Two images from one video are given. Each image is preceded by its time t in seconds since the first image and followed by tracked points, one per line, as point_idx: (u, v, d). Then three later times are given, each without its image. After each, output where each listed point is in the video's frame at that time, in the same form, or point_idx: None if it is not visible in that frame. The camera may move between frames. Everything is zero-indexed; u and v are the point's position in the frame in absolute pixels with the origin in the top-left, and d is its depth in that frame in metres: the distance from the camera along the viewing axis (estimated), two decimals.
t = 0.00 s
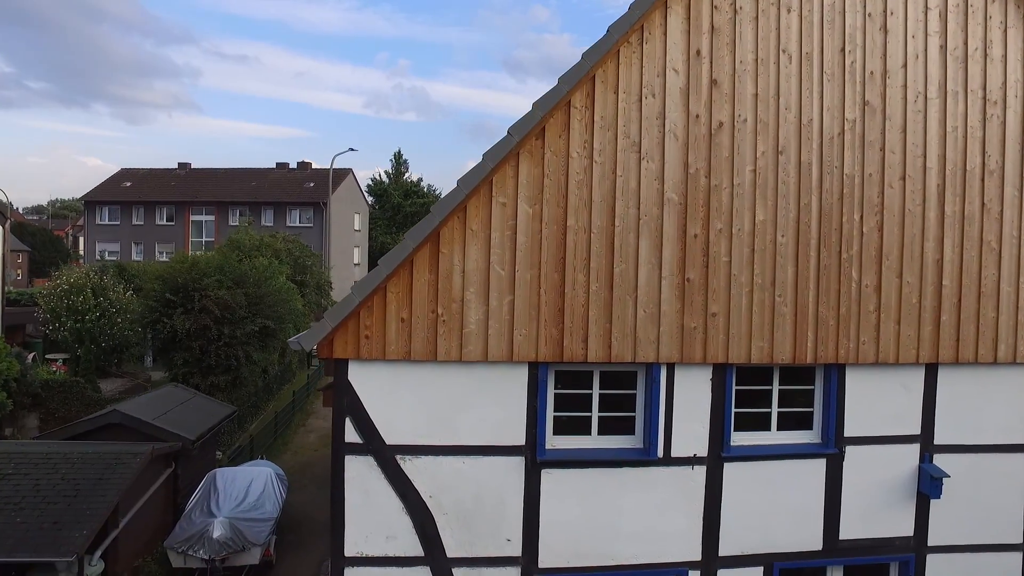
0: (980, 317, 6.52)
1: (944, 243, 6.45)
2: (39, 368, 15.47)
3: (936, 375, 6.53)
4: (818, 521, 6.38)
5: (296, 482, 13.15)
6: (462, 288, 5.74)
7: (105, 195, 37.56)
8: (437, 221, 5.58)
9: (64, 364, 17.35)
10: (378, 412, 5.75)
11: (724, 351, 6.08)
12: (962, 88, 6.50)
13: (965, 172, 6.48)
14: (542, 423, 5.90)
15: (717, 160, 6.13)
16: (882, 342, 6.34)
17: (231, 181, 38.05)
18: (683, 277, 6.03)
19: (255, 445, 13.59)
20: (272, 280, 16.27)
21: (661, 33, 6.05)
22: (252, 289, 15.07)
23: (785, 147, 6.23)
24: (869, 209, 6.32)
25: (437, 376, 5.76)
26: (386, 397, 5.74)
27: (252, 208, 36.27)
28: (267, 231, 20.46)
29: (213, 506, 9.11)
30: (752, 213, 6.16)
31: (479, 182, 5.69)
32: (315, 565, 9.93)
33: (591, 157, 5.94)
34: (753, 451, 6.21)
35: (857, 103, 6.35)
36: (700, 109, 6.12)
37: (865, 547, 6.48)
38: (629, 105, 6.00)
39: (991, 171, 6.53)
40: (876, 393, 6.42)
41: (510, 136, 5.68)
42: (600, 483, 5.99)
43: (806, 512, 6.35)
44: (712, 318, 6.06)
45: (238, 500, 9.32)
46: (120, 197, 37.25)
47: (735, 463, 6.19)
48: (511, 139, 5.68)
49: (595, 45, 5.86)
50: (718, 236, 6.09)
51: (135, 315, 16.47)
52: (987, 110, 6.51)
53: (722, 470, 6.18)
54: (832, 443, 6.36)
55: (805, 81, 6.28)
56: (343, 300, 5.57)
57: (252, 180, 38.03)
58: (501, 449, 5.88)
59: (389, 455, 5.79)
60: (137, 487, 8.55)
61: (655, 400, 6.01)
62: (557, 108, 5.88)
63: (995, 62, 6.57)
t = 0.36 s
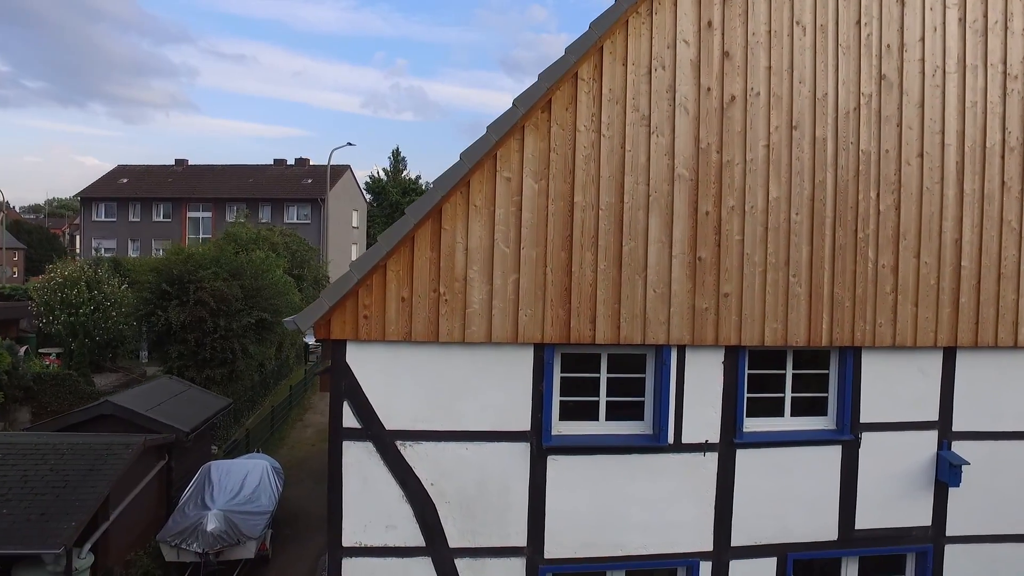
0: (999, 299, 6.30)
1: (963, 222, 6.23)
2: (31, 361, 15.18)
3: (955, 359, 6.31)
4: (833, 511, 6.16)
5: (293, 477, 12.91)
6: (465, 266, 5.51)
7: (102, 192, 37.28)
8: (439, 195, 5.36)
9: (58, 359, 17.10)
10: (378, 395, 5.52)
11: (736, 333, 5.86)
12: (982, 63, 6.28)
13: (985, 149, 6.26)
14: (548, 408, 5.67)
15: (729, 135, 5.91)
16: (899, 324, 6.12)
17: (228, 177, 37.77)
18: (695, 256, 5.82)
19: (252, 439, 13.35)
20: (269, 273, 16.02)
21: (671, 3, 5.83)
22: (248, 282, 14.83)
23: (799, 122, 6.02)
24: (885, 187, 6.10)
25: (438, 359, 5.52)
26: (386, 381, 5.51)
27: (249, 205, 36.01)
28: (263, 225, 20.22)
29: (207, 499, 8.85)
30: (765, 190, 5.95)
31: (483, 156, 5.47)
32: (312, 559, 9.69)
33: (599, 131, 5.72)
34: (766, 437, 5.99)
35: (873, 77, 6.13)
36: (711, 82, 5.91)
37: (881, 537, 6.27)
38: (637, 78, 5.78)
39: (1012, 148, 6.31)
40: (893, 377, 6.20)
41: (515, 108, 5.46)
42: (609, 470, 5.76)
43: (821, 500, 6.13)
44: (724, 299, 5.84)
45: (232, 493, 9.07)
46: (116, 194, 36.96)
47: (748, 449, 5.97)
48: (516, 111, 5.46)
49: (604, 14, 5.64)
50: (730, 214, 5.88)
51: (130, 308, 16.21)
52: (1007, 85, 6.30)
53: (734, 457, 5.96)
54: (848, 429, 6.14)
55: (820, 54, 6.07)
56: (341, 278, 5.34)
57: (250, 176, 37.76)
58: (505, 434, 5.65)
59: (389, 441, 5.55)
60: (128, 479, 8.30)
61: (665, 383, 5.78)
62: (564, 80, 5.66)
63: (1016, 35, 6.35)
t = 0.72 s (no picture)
0: None
1: (988, 200, 6.00)
2: (23, 355, 14.92)
3: (980, 342, 6.09)
4: (854, 500, 5.94)
5: (291, 472, 12.65)
6: (474, 243, 5.27)
7: (97, 189, 36.95)
8: (446, 168, 5.12)
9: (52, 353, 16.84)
10: (382, 378, 5.27)
11: (755, 313, 5.63)
12: (1007, 35, 6.07)
13: (1010, 124, 6.04)
14: (560, 391, 5.43)
15: (747, 108, 5.68)
16: (923, 305, 5.90)
17: (225, 174, 37.44)
18: (712, 234, 5.59)
19: (249, 433, 13.08)
20: (267, 266, 15.75)
21: None
22: (245, 274, 14.56)
23: (819, 95, 5.79)
24: (908, 162, 5.88)
25: (446, 340, 5.28)
26: (391, 362, 5.27)
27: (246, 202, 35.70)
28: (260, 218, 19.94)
29: (203, 491, 8.61)
30: (785, 166, 5.72)
31: (493, 127, 5.22)
32: (311, 555, 9.43)
33: (613, 104, 5.48)
34: (785, 423, 5.77)
35: (895, 48, 5.91)
36: (728, 53, 5.68)
37: (903, 527, 6.05)
38: (652, 48, 5.55)
39: None
40: (916, 361, 5.98)
41: (526, 77, 5.21)
42: (623, 456, 5.53)
43: (841, 488, 5.92)
44: (742, 278, 5.62)
45: (229, 485, 8.83)
46: (112, 190, 36.63)
47: (767, 435, 5.75)
48: (527, 80, 5.22)
49: None
50: (748, 190, 5.66)
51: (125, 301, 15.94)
52: None
53: (752, 443, 5.73)
54: (869, 415, 5.92)
55: (840, 25, 5.84)
56: (344, 255, 5.08)
57: (247, 173, 37.43)
58: (515, 419, 5.41)
59: (394, 425, 5.30)
60: (121, 470, 8.04)
61: (681, 366, 5.56)
62: (576, 49, 5.42)
63: None
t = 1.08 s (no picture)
0: None
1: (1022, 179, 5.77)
2: (18, 350, 14.62)
3: (1012, 327, 5.87)
4: (883, 490, 5.71)
5: (292, 468, 12.38)
6: (491, 220, 5.04)
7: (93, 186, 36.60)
8: (462, 141, 4.88)
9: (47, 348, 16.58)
10: (393, 363, 5.01)
11: (782, 296, 5.40)
12: None
13: None
14: (580, 376, 5.18)
15: (773, 81, 5.45)
16: (955, 288, 5.67)
17: (222, 171, 37.11)
18: (737, 212, 5.36)
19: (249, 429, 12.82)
20: (266, 259, 15.48)
21: None
22: (245, 267, 14.28)
23: (848, 69, 5.55)
24: (940, 139, 5.64)
25: (460, 322, 5.04)
26: (403, 346, 5.01)
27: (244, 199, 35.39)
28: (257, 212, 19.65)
29: (203, 486, 8.33)
30: (812, 142, 5.49)
31: (511, 99, 4.98)
32: (314, 551, 9.18)
33: (634, 76, 5.25)
34: (813, 410, 5.53)
35: (926, 21, 5.67)
36: (754, 24, 5.44)
37: (933, 519, 5.83)
38: (675, 18, 5.31)
39: None
40: (947, 346, 5.75)
41: (545, 46, 4.97)
42: (645, 445, 5.29)
43: (870, 478, 5.69)
44: (769, 259, 5.39)
45: (230, 480, 8.56)
46: (108, 187, 36.29)
47: (794, 423, 5.52)
48: (546, 50, 4.97)
49: None
50: (774, 167, 5.43)
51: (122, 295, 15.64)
52: None
53: (779, 431, 5.50)
54: (899, 402, 5.68)
55: None
56: (355, 232, 4.84)
57: (244, 169, 37.10)
58: (533, 406, 5.15)
59: (406, 412, 5.04)
60: (118, 463, 7.76)
61: (705, 350, 5.32)
62: (597, 18, 5.18)
63: None
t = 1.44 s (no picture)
0: None
1: None
2: (14, 346, 14.36)
3: None
4: (912, 481, 5.51)
5: (293, 465, 12.14)
6: (507, 198, 4.84)
7: (91, 183, 36.29)
8: (478, 115, 4.67)
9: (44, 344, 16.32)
10: (406, 347, 4.78)
11: (809, 278, 5.20)
12: None
13: None
14: (600, 361, 4.95)
15: (799, 56, 5.24)
16: (987, 271, 5.46)
17: (221, 168, 36.82)
18: (762, 191, 5.16)
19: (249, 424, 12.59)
20: (267, 253, 15.26)
21: None
22: (245, 260, 14.05)
23: (876, 43, 5.34)
24: (971, 116, 5.44)
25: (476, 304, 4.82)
26: (416, 329, 4.79)
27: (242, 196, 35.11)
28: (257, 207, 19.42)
29: (204, 481, 8.10)
30: (840, 119, 5.28)
31: (528, 71, 4.77)
32: (318, 548, 8.95)
33: (656, 49, 5.04)
34: (841, 397, 5.32)
35: None
36: None
37: (963, 511, 5.62)
38: None
39: None
40: (978, 331, 5.54)
41: (564, 17, 4.76)
42: (667, 433, 5.07)
43: (899, 468, 5.48)
44: (795, 240, 5.18)
45: (231, 475, 8.32)
46: (105, 185, 35.98)
47: (820, 410, 5.31)
48: (565, 20, 4.77)
49: None
50: (801, 144, 5.23)
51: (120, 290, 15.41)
52: None
53: (805, 419, 5.29)
54: (929, 389, 5.47)
55: None
56: (366, 209, 4.63)
57: (242, 167, 36.81)
58: (552, 393, 4.91)
59: (419, 399, 4.80)
60: (117, 457, 7.53)
61: (730, 335, 5.11)
62: None
63: None
